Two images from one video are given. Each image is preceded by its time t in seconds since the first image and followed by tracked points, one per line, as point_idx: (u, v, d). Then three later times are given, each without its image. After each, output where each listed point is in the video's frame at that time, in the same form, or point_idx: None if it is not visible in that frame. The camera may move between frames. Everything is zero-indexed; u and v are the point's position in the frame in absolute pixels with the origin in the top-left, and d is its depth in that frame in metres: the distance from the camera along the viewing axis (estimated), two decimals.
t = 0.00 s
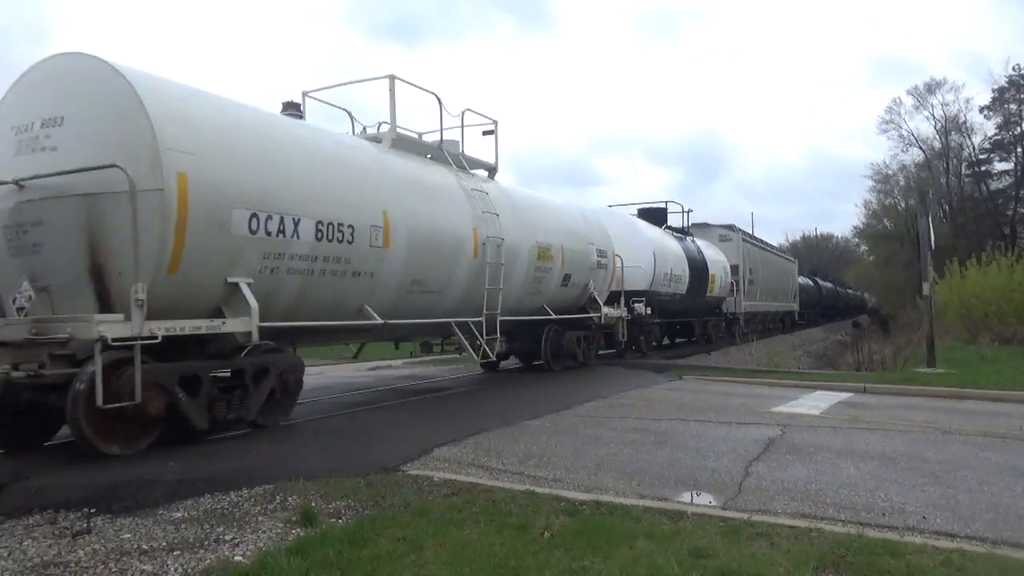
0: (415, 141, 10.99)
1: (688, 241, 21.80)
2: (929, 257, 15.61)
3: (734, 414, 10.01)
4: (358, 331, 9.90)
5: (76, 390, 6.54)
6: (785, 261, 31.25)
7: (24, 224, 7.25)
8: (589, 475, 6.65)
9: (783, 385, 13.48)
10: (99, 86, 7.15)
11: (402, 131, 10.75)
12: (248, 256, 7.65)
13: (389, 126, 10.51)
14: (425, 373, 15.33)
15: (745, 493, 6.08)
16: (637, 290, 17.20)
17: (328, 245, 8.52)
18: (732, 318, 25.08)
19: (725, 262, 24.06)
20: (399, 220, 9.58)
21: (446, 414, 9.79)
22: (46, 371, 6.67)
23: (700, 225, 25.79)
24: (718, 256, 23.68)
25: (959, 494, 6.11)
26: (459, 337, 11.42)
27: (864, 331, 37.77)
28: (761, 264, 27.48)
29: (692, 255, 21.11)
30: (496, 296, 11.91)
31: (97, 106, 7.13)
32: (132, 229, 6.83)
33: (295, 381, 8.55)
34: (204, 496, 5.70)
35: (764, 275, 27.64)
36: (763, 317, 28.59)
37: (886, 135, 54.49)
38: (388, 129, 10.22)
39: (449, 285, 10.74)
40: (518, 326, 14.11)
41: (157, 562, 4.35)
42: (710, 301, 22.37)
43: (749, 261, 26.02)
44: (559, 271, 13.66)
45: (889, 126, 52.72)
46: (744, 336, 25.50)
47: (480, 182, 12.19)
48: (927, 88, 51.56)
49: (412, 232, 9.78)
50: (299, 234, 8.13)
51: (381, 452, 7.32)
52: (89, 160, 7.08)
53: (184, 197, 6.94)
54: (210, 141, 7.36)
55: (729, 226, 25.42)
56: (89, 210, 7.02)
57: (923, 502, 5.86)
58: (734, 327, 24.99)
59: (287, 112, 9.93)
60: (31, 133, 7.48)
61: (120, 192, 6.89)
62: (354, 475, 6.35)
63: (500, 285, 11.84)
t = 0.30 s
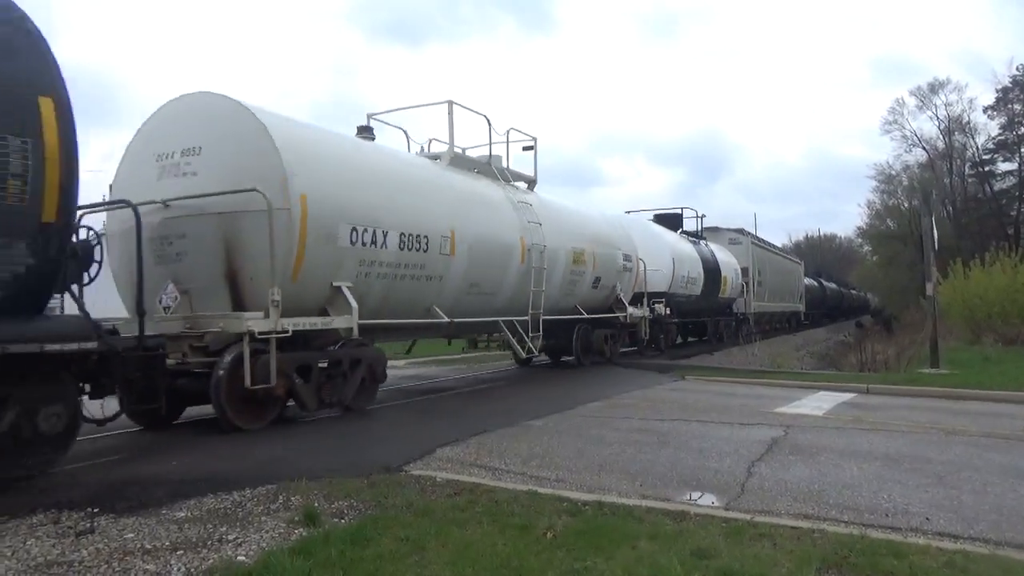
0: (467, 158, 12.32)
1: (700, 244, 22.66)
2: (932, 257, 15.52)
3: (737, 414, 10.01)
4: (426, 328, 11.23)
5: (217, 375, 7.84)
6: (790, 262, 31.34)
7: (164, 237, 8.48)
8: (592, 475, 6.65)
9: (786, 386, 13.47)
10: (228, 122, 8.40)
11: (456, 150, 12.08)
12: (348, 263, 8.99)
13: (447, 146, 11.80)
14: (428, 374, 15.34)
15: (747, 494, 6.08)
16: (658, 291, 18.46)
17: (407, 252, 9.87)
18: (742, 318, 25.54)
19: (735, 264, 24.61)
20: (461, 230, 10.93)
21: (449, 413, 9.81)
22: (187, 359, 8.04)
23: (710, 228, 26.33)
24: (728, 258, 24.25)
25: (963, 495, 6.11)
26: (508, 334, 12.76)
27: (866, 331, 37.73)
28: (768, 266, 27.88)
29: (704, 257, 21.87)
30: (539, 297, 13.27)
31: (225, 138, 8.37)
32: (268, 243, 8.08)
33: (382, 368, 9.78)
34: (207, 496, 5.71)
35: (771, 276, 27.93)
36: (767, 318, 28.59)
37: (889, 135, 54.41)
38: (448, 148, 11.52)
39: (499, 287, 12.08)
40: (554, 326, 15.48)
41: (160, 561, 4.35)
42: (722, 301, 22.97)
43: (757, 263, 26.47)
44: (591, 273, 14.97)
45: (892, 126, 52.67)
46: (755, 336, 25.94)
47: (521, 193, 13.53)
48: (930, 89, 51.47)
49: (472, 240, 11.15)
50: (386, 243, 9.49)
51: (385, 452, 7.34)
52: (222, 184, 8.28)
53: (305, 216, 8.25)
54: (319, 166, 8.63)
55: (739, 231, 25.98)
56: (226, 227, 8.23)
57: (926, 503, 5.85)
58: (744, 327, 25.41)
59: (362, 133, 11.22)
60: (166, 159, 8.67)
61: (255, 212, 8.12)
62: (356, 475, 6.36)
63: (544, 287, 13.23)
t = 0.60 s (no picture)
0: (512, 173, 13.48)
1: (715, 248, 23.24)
2: (936, 258, 15.42)
3: (741, 415, 10.02)
4: (479, 327, 12.31)
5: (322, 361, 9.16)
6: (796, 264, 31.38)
7: (267, 248, 9.78)
8: (594, 476, 6.66)
9: (789, 386, 13.46)
10: (323, 148, 9.71)
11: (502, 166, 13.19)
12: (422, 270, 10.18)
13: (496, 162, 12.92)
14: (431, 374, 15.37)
15: (750, 495, 6.07)
16: (677, 293, 18.89)
17: (468, 260, 11.02)
18: (753, 319, 25.72)
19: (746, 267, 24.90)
20: (512, 238, 12.06)
21: (452, 414, 9.84)
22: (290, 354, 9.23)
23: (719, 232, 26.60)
24: (740, 261, 24.54)
25: (966, 495, 6.10)
26: (548, 334, 13.78)
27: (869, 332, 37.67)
28: (776, 268, 28.04)
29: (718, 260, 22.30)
30: (576, 300, 14.31)
31: (322, 162, 9.68)
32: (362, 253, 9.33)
33: (446, 363, 11.18)
34: (211, 496, 5.73)
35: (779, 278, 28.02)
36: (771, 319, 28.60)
37: (892, 135, 54.31)
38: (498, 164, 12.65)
39: (542, 291, 13.10)
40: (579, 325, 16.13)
41: (164, 562, 4.37)
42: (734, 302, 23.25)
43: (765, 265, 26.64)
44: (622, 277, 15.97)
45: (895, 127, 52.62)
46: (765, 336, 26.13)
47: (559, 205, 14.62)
48: (933, 89, 51.41)
49: (521, 249, 12.27)
50: (453, 253, 10.65)
51: (388, 453, 7.36)
52: (322, 202, 9.62)
53: (393, 229, 9.52)
54: (402, 186, 9.91)
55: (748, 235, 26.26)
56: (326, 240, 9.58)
57: (929, 503, 5.84)
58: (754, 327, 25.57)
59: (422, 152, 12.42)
60: (270, 181, 10.03)
61: (353, 227, 9.42)
62: (360, 475, 6.38)
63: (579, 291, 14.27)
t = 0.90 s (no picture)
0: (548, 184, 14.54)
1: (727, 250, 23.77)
2: (939, 258, 15.33)
3: (745, 415, 10.03)
4: (524, 328, 13.45)
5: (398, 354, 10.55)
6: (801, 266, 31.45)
7: (349, 256, 11.16)
8: (597, 476, 6.68)
9: (793, 387, 13.44)
10: (396, 167, 11.14)
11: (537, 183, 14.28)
12: (479, 274, 11.42)
13: (534, 176, 13.97)
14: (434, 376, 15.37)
15: (753, 495, 6.07)
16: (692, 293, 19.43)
17: (518, 266, 12.21)
18: (761, 319, 25.90)
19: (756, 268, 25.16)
20: (553, 245, 13.20)
21: (456, 414, 9.86)
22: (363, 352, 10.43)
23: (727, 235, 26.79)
24: (748, 262, 24.78)
25: (970, 495, 6.09)
26: (583, 333, 14.78)
27: (872, 332, 37.62)
28: (783, 269, 28.15)
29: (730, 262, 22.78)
30: (608, 301, 15.28)
31: (397, 179, 11.12)
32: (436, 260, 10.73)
33: (496, 356, 12.64)
34: (215, 497, 5.75)
35: (785, 279, 28.10)
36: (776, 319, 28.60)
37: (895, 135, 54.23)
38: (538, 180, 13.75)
39: (577, 293, 14.12)
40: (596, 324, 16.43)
41: (168, 562, 4.38)
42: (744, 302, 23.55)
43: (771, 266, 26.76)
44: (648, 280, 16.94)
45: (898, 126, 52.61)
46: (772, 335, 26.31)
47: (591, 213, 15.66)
48: (936, 88, 51.36)
49: (563, 255, 13.40)
50: (504, 260, 11.83)
51: (391, 453, 7.38)
52: (398, 215, 11.07)
53: (459, 238, 10.87)
54: (463, 201, 11.17)
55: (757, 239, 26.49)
56: (400, 249, 11.01)
57: (932, 503, 5.83)
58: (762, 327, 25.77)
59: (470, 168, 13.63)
60: (349, 198, 11.55)
61: (425, 237, 10.82)
62: (364, 476, 6.40)
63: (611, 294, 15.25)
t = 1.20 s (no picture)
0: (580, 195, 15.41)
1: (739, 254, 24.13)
2: (944, 259, 15.29)
3: (749, 416, 10.02)
4: (563, 327, 14.30)
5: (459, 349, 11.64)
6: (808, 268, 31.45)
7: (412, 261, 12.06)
8: (601, 477, 6.69)
9: (797, 388, 13.42)
10: (456, 179, 12.06)
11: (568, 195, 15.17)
12: (529, 279, 12.35)
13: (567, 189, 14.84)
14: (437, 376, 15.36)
15: (757, 496, 6.07)
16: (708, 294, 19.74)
17: (561, 271, 13.14)
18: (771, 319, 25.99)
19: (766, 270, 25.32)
20: (589, 251, 14.11)
21: (460, 415, 9.90)
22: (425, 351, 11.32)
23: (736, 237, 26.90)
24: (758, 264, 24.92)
25: (975, 497, 6.07)
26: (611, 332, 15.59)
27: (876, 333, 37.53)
28: (792, 271, 28.21)
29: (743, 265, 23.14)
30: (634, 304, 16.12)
31: (457, 192, 12.06)
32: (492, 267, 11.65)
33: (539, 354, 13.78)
34: (219, 496, 5.77)
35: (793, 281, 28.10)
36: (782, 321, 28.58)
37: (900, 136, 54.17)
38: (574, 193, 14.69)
39: (609, 295, 15.00)
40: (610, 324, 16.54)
41: (173, 562, 4.39)
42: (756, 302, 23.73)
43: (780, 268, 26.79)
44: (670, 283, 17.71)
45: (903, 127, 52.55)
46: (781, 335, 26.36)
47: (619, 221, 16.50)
48: (941, 89, 51.27)
49: (598, 261, 14.34)
50: (548, 266, 12.76)
51: (396, 453, 7.41)
52: (459, 226, 12.00)
53: (513, 247, 11.77)
54: (514, 213, 12.11)
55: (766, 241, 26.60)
56: (462, 256, 11.91)
57: (937, 505, 5.82)
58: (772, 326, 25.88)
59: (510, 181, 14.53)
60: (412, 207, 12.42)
61: (485, 245, 11.75)
62: (368, 476, 6.42)
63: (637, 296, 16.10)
